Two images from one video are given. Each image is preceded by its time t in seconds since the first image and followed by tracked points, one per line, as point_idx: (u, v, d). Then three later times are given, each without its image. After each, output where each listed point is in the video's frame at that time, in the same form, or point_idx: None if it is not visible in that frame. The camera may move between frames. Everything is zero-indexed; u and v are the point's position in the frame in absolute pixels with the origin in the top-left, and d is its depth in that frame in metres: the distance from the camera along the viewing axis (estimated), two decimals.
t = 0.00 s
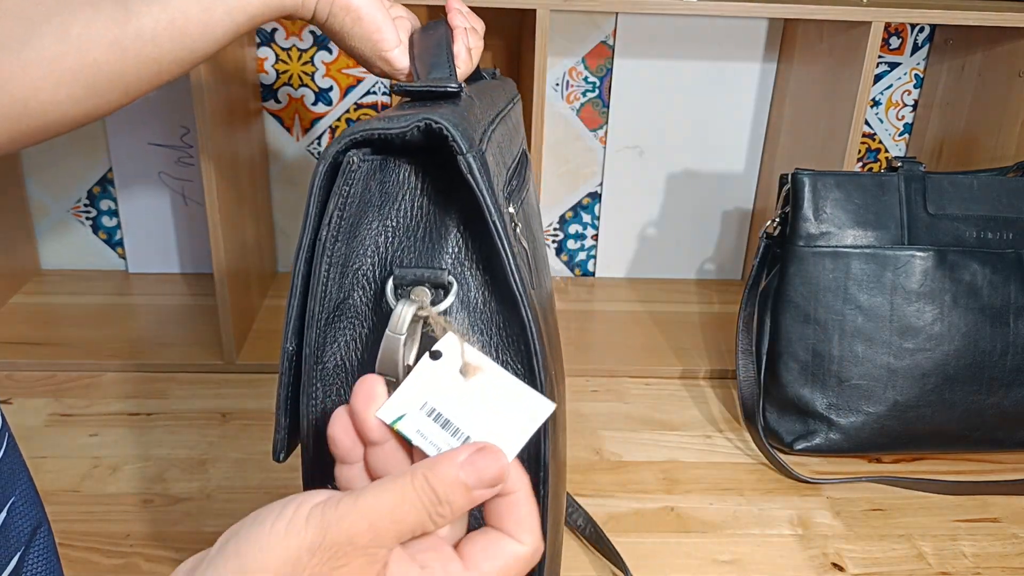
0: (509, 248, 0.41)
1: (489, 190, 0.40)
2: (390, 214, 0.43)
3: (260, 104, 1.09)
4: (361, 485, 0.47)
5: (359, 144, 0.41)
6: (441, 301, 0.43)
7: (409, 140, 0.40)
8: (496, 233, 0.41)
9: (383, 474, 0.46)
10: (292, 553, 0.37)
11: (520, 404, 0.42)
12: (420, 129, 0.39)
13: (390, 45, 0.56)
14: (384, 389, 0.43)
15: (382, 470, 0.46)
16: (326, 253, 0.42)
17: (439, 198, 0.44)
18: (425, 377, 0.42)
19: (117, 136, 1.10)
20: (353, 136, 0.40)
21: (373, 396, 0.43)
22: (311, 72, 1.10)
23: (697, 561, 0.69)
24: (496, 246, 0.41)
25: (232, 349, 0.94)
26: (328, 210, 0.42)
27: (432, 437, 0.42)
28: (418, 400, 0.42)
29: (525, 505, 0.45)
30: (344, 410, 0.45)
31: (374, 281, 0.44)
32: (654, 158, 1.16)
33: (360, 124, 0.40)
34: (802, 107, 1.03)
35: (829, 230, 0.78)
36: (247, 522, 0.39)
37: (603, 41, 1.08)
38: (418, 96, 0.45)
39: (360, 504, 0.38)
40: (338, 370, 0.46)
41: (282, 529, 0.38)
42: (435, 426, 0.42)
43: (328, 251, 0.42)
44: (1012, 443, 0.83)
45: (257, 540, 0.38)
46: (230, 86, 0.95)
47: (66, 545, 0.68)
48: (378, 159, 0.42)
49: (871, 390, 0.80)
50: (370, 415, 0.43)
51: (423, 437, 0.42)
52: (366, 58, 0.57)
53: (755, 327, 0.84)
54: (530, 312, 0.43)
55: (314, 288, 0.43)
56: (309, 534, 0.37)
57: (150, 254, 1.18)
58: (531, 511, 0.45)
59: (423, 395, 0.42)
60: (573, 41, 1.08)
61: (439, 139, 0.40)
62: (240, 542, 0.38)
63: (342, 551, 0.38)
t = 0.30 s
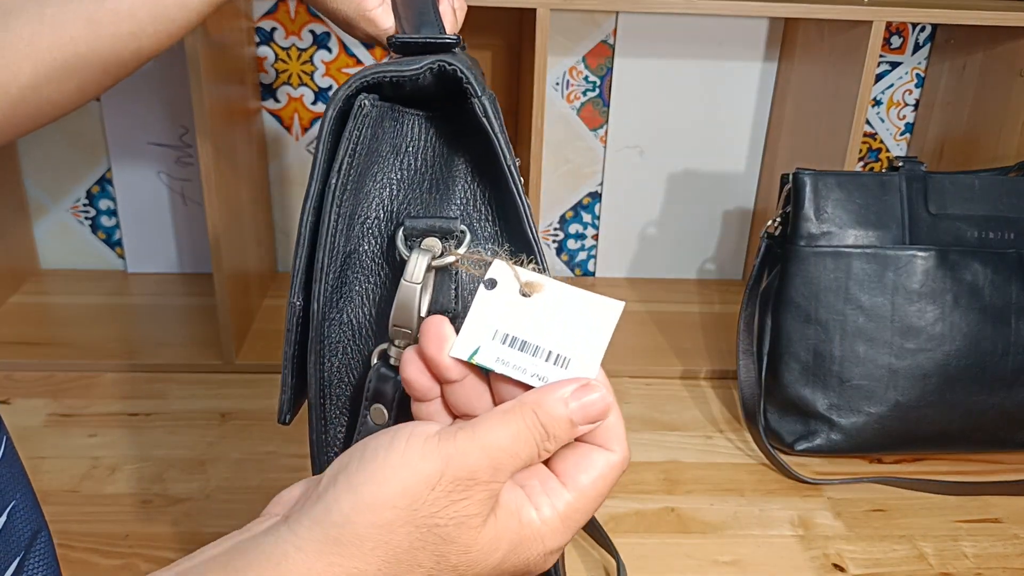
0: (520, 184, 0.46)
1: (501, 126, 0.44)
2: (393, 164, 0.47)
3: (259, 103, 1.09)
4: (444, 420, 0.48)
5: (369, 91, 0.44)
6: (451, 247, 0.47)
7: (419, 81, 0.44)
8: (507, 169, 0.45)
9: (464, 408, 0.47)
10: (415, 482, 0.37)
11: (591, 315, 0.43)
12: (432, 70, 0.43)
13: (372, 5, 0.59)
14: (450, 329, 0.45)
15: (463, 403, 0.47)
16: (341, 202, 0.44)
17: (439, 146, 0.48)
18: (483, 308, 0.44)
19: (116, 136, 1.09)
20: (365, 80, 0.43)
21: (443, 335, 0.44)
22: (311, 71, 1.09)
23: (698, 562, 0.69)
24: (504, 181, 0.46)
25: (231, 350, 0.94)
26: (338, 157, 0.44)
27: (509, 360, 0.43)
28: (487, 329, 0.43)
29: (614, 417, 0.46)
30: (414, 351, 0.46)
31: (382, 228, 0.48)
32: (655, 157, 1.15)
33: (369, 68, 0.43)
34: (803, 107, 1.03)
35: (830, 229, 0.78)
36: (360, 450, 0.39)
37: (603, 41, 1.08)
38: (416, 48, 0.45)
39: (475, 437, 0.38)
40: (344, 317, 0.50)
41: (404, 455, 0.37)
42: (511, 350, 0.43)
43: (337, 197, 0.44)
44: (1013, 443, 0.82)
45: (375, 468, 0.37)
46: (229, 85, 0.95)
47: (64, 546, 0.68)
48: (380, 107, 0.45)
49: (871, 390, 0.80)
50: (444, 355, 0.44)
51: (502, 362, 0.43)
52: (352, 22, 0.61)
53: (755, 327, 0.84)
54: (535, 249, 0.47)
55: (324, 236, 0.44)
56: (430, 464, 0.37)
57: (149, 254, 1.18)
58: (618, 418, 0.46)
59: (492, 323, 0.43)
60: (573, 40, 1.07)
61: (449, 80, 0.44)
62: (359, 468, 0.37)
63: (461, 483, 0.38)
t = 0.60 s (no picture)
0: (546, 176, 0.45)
1: (528, 119, 0.44)
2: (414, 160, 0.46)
3: (258, 103, 1.09)
4: (470, 416, 0.48)
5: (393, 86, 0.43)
6: (476, 240, 0.46)
7: (443, 74, 0.43)
8: (533, 160, 0.45)
9: (491, 405, 0.47)
10: (449, 484, 0.37)
11: (619, 309, 0.42)
12: (458, 62, 0.43)
13: None
14: (474, 326, 0.44)
15: (489, 399, 0.47)
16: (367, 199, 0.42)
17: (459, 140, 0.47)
18: (505, 304, 0.43)
19: (116, 135, 1.09)
20: (390, 71, 0.42)
21: (466, 333, 0.44)
22: (311, 71, 1.09)
23: (697, 562, 0.69)
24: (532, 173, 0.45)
25: (231, 350, 0.94)
26: (364, 151, 0.42)
27: (536, 355, 0.42)
28: (512, 325, 0.43)
29: (643, 413, 0.45)
30: (439, 350, 0.46)
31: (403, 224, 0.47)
32: (654, 157, 1.15)
33: (394, 61, 0.42)
34: (803, 107, 1.03)
35: (830, 229, 0.78)
36: (390, 447, 0.39)
37: (603, 41, 1.08)
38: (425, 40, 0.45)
39: (510, 436, 0.38)
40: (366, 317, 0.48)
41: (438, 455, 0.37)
42: (537, 345, 0.42)
43: (364, 193, 0.42)
44: (1014, 443, 0.82)
45: (408, 467, 0.37)
46: (230, 85, 0.95)
47: (64, 545, 0.68)
48: (400, 101, 0.44)
49: (871, 390, 0.80)
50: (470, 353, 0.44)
51: (529, 357, 0.42)
52: (348, 11, 0.57)
53: (756, 328, 0.84)
54: (559, 242, 0.46)
55: (352, 233, 0.42)
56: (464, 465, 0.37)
57: (150, 254, 1.18)
58: (648, 414, 0.45)
59: (516, 319, 0.43)
60: (573, 39, 1.07)
61: (473, 72, 0.44)
62: (392, 467, 0.37)
63: (495, 485, 0.38)
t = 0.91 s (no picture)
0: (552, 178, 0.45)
1: (535, 121, 0.44)
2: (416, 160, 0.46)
3: (259, 103, 1.09)
4: (477, 424, 0.48)
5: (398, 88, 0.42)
6: (482, 242, 0.46)
7: (449, 76, 0.43)
8: (539, 162, 0.45)
9: (499, 412, 0.47)
10: (460, 494, 0.37)
11: (627, 317, 0.42)
12: (464, 65, 0.42)
13: None
14: (482, 335, 0.44)
15: (498, 407, 0.47)
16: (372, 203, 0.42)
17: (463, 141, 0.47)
18: (513, 313, 0.43)
19: (117, 135, 1.09)
20: (397, 74, 0.41)
21: (475, 342, 0.44)
22: (311, 71, 1.09)
23: (697, 562, 0.69)
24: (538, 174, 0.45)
25: (231, 350, 0.94)
26: (370, 155, 0.42)
27: (545, 365, 0.42)
28: (520, 333, 0.43)
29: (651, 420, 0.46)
30: (448, 358, 0.46)
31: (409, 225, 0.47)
32: (655, 157, 1.15)
33: (400, 64, 0.42)
34: (803, 107, 1.03)
35: (831, 229, 0.78)
36: (398, 458, 0.39)
37: (604, 40, 1.08)
38: (427, 39, 0.45)
39: (520, 446, 0.38)
40: (371, 318, 0.48)
41: (449, 466, 0.37)
42: (546, 354, 0.42)
43: (371, 196, 0.42)
44: (1013, 443, 0.82)
45: (418, 475, 0.37)
46: (230, 84, 0.95)
47: (64, 545, 0.68)
48: (405, 103, 0.44)
49: (872, 390, 0.80)
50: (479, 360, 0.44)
51: (537, 366, 0.42)
52: (348, 4, 0.57)
53: (756, 328, 0.84)
54: (565, 243, 0.47)
55: (359, 236, 0.42)
56: (475, 475, 0.37)
57: (150, 255, 1.18)
58: (655, 422, 0.46)
59: (524, 327, 0.43)
60: (573, 39, 1.07)
61: (478, 74, 0.43)
62: (403, 477, 0.37)
63: (506, 496, 0.38)
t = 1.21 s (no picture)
0: (551, 172, 0.45)
1: (533, 115, 0.44)
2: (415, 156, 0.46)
3: (259, 103, 1.09)
4: (487, 431, 0.49)
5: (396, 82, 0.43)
6: (480, 237, 0.46)
7: (446, 69, 0.43)
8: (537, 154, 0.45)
9: (508, 419, 0.48)
10: (472, 501, 0.37)
11: (631, 320, 0.42)
12: (461, 57, 0.43)
13: None
14: (488, 342, 0.45)
15: (507, 415, 0.48)
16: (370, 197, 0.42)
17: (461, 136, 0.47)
18: (518, 319, 0.43)
19: (117, 135, 1.09)
20: (393, 67, 0.42)
21: (481, 350, 0.44)
22: (311, 71, 1.09)
23: (697, 562, 0.69)
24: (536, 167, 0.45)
25: (230, 350, 0.94)
26: (367, 148, 0.42)
27: (554, 372, 0.42)
28: (528, 339, 0.43)
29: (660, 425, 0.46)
30: (455, 368, 0.47)
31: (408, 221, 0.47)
32: (655, 157, 1.15)
33: (397, 56, 0.42)
34: (803, 107, 1.03)
35: (830, 229, 0.78)
36: (408, 467, 0.39)
37: (604, 40, 1.08)
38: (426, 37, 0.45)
39: (532, 453, 0.38)
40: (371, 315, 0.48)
41: (461, 472, 0.37)
42: (553, 360, 0.42)
43: (368, 189, 0.42)
44: (1013, 443, 0.82)
45: (428, 481, 0.37)
46: (230, 83, 0.95)
47: (65, 545, 0.68)
48: (403, 97, 0.44)
49: (872, 389, 0.80)
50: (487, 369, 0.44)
51: (546, 373, 0.42)
52: (347, 1, 0.56)
53: (756, 328, 0.84)
54: (565, 237, 0.47)
55: (358, 231, 0.42)
56: (487, 482, 0.37)
57: (150, 255, 1.18)
58: (664, 426, 0.46)
59: (529, 335, 0.42)
60: (574, 39, 1.07)
61: (476, 68, 0.44)
62: (414, 483, 0.37)
63: (517, 503, 0.38)
